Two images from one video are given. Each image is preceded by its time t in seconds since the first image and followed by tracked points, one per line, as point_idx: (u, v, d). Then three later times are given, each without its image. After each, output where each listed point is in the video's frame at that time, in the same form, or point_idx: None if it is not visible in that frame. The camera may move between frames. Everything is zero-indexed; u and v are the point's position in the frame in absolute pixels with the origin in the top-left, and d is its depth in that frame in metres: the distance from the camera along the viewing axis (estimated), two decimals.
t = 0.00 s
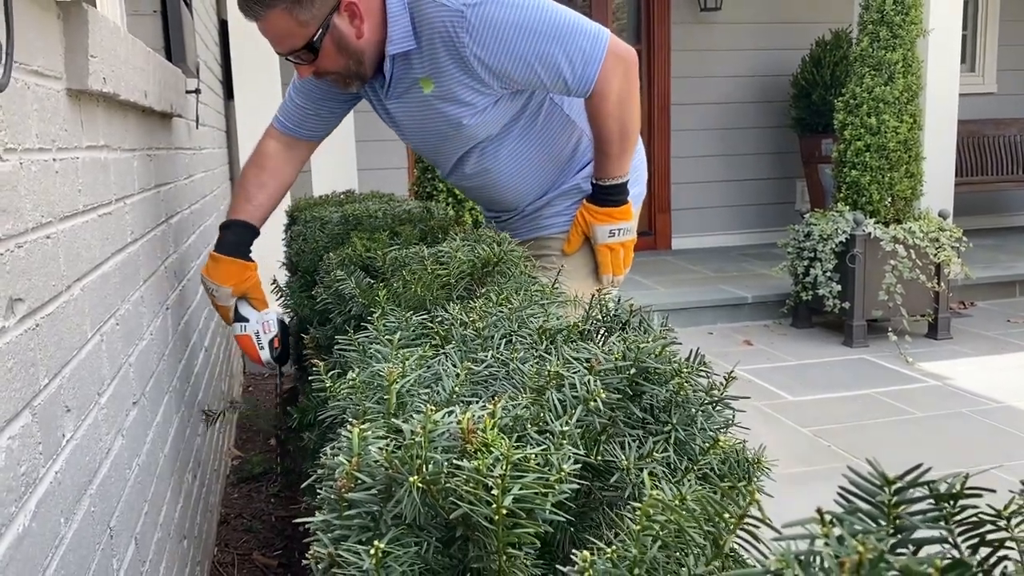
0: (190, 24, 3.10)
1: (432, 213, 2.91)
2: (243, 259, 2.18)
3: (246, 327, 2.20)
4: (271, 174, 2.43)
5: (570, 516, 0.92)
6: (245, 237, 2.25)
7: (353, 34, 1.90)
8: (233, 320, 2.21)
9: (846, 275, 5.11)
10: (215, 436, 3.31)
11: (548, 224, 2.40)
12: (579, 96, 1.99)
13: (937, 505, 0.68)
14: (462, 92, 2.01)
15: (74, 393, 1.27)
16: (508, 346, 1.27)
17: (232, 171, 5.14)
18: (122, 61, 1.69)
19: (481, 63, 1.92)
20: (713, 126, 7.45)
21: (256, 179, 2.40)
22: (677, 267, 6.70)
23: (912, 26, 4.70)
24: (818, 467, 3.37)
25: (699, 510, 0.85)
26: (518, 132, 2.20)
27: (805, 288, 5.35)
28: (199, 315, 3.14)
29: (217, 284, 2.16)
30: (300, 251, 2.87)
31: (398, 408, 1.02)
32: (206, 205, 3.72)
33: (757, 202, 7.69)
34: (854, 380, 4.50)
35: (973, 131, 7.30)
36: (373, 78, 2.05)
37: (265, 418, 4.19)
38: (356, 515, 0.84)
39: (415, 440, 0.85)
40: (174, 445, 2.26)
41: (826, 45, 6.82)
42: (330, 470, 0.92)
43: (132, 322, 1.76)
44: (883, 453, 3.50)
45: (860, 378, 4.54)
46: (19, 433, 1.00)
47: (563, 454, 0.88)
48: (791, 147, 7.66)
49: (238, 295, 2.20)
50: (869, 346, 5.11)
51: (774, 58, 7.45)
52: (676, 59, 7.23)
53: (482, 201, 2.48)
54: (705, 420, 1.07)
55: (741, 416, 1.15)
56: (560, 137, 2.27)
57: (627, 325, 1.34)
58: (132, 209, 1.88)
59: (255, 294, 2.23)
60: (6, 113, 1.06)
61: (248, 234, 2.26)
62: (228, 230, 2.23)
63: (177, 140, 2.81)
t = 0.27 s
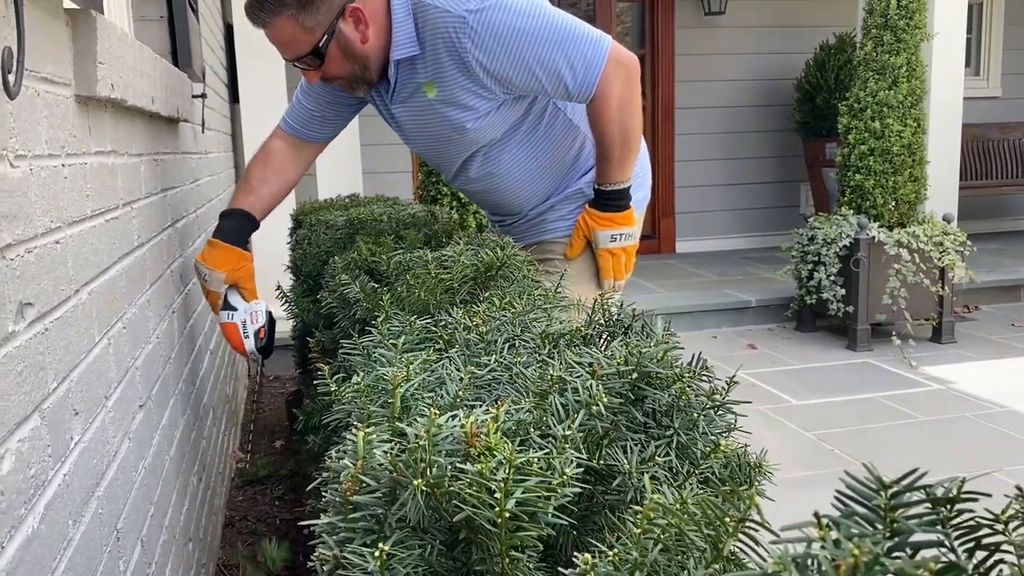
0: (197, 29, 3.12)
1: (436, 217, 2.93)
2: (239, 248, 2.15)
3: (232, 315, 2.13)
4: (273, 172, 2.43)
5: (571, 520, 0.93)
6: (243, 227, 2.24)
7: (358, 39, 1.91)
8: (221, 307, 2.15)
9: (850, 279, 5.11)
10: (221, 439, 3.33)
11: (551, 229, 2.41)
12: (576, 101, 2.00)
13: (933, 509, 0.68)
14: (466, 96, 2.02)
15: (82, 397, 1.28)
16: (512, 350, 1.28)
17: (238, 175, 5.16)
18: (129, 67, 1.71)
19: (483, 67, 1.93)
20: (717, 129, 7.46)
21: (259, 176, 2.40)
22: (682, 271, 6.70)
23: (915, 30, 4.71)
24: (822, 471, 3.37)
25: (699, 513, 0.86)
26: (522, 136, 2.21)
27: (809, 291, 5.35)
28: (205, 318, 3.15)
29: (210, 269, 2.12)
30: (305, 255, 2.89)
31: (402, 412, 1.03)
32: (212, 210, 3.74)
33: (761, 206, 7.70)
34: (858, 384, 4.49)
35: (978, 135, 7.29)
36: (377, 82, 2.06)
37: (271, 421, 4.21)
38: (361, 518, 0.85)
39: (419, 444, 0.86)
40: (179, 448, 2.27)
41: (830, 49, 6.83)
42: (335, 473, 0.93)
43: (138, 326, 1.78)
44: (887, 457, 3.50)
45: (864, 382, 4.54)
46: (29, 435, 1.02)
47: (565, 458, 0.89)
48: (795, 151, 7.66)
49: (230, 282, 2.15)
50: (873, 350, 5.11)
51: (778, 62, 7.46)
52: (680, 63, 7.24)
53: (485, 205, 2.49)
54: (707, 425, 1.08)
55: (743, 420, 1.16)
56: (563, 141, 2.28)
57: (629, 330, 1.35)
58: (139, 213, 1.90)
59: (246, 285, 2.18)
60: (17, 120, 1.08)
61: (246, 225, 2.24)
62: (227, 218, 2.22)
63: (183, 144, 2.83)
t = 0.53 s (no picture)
0: (204, 37, 3.14)
1: (441, 223, 2.94)
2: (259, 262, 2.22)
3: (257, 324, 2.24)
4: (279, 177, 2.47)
5: (575, 528, 0.94)
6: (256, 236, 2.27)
7: (365, 46, 1.93)
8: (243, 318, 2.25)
9: (855, 285, 5.11)
10: (226, 443, 3.34)
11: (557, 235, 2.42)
12: (586, 111, 2.00)
13: (932, 519, 0.69)
14: (472, 105, 2.03)
15: (90, 403, 1.30)
16: (515, 357, 1.28)
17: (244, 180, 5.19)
18: (137, 76, 1.73)
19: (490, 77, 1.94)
20: (722, 135, 7.46)
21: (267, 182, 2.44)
22: (687, 276, 6.70)
23: (920, 36, 4.71)
24: (827, 477, 3.37)
25: (701, 522, 0.87)
26: (527, 143, 2.22)
27: (814, 297, 5.35)
28: (211, 324, 3.17)
29: (232, 286, 2.18)
30: (311, 261, 2.90)
31: (406, 420, 1.04)
32: (218, 215, 3.75)
33: (766, 211, 7.70)
34: (863, 390, 4.49)
35: (983, 140, 7.28)
36: (385, 90, 2.08)
37: (277, 426, 4.22)
38: (365, 525, 0.86)
39: (423, 452, 0.86)
40: (185, 454, 2.28)
41: (836, 54, 6.83)
42: (340, 481, 0.94)
43: (145, 333, 1.79)
44: (892, 463, 3.49)
45: (870, 388, 4.53)
46: (37, 442, 1.03)
47: (568, 467, 0.89)
48: (800, 156, 7.66)
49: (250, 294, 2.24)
50: (878, 355, 5.10)
51: (783, 67, 7.46)
52: (685, 68, 7.25)
53: (492, 211, 2.50)
54: (709, 433, 1.09)
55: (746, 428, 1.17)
56: (569, 149, 2.29)
57: (632, 337, 1.36)
58: (146, 221, 1.91)
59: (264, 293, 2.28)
60: (27, 128, 1.09)
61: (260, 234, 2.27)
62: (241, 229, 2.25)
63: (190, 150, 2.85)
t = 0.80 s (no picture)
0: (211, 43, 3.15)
1: (446, 228, 2.95)
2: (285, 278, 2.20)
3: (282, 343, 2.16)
4: (297, 193, 2.48)
5: (577, 533, 0.94)
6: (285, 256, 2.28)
7: (366, 59, 1.93)
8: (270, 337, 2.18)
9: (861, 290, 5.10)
10: (231, 448, 3.34)
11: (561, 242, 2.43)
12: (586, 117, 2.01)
13: (929, 526, 0.69)
14: (476, 113, 2.04)
15: (95, 408, 1.30)
16: (518, 363, 1.29)
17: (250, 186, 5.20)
18: (144, 83, 1.74)
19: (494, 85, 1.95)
20: (728, 140, 7.46)
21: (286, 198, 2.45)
22: (692, 282, 6.70)
23: (926, 42, 4.71)
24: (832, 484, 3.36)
25: (701, 528, 0.87)
26: (531, 151, 2.23)
27: (820, 302, 5.34)
28: (217, 329, 3.18)
29: (258, 300, 2.15)
30: (316, 266, 2.91)
31: (409, 425, 1.04)
32: (224, 220, 3.77)
33: (772, 217, 7.69)
34: (869, 397, 4.48)
35: (990, 146, 7.27)
36: (389, 98, 2.09)
37: (282, 431, 4.22)
38: (367, 531, 0.86)
39: (424, 458, 0.87)
40: (190, 458, 2.28)
41: (842, 60, 6.83)
42: (342, 485, 0.95)
43: (151, 338, 1.80)
44: (898, 470, 3.48)
45: (876, 394, 4.52)
46: (42, 447, 1.04)
47: (569, 472, 0.90)
48: (806, 162, 7.65)
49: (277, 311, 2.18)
50: (884, 361, 5.09)
51: (789, 73, 7.46)
52: (691, 73, 7.25)
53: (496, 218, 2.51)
54: (711, 439, 1.09)
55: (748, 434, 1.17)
56: (573, 156, 2.29)
57: (635, 343, 1.36)
58: (152, 226, 1.92)
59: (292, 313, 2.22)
60: (35, 135, 1.10)
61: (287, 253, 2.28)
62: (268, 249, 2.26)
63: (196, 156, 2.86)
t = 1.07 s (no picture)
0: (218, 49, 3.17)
1: (451, 234, 2.96)
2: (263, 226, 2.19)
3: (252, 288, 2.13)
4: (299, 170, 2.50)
5: (579, 539, 0.94)
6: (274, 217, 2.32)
7: (371, 58, 1.94)
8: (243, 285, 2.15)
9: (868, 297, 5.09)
10: (237, 453, 3.35)
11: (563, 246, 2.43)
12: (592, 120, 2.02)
13: (929, 531, 0.69)
14: (480, 113, 2.05)
15: (101, 413, 1.31)
16: (521, 369, 1.29)
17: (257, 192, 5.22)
18: (151, 88, 1.75)
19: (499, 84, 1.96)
20: (734, 146, 7.46)
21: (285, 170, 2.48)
22: (698, 288, 6.69)
23: (932, 48, 4.70)
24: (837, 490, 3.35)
25: (702, 533, 0.87)
26: (535, 152, 2.24)
27: (826, 309, 5.33)
28: (223, 334, 3.19)
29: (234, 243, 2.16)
30: (322, 271, 2.92)
31: (412, 430, 1.04)
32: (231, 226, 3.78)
33: (778, 223, 7.68)
34: (875, 403, 4.46)
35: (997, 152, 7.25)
36: (395, 97, 2.09)
37: (288, 437, 4.23)
38: (369, 536, 0.86)
39: (427, 463, 0.87)
40: (195, 463, 2.29)
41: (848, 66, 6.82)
42: (345, 490, 0.95)
43: (156, 343, 1.81)
44: (904, 477, 3.47)
45: (882, 401, 4.50)
46: (48, 451, 1.04)
47: (571, 478, 0.90)
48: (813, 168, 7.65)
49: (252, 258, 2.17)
50: (891, 368, 5.08)
51: (795, 79, 7.46)
52: (698, 79, 7.25)
53: (500, 221, 2.51)
54: (714, 445, 1.09)
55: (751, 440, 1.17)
56: (576, 159, 2.30)
57: (638, 349, 1.37)
58: (158, 231, 1.93)
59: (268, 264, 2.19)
60: (42, 144, 1.12)
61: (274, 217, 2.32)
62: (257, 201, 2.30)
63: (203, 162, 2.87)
